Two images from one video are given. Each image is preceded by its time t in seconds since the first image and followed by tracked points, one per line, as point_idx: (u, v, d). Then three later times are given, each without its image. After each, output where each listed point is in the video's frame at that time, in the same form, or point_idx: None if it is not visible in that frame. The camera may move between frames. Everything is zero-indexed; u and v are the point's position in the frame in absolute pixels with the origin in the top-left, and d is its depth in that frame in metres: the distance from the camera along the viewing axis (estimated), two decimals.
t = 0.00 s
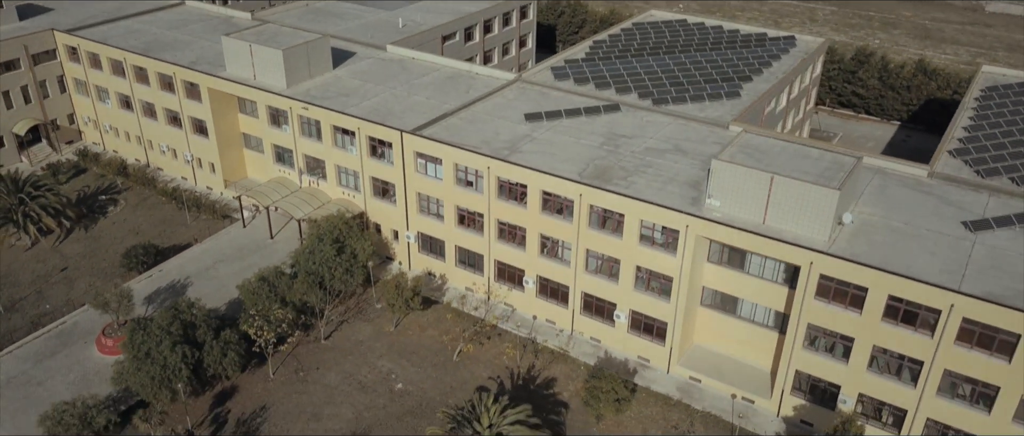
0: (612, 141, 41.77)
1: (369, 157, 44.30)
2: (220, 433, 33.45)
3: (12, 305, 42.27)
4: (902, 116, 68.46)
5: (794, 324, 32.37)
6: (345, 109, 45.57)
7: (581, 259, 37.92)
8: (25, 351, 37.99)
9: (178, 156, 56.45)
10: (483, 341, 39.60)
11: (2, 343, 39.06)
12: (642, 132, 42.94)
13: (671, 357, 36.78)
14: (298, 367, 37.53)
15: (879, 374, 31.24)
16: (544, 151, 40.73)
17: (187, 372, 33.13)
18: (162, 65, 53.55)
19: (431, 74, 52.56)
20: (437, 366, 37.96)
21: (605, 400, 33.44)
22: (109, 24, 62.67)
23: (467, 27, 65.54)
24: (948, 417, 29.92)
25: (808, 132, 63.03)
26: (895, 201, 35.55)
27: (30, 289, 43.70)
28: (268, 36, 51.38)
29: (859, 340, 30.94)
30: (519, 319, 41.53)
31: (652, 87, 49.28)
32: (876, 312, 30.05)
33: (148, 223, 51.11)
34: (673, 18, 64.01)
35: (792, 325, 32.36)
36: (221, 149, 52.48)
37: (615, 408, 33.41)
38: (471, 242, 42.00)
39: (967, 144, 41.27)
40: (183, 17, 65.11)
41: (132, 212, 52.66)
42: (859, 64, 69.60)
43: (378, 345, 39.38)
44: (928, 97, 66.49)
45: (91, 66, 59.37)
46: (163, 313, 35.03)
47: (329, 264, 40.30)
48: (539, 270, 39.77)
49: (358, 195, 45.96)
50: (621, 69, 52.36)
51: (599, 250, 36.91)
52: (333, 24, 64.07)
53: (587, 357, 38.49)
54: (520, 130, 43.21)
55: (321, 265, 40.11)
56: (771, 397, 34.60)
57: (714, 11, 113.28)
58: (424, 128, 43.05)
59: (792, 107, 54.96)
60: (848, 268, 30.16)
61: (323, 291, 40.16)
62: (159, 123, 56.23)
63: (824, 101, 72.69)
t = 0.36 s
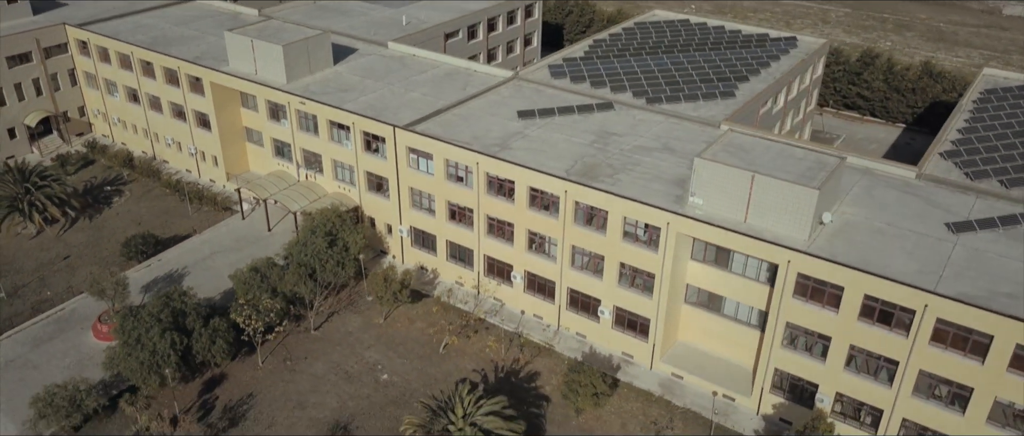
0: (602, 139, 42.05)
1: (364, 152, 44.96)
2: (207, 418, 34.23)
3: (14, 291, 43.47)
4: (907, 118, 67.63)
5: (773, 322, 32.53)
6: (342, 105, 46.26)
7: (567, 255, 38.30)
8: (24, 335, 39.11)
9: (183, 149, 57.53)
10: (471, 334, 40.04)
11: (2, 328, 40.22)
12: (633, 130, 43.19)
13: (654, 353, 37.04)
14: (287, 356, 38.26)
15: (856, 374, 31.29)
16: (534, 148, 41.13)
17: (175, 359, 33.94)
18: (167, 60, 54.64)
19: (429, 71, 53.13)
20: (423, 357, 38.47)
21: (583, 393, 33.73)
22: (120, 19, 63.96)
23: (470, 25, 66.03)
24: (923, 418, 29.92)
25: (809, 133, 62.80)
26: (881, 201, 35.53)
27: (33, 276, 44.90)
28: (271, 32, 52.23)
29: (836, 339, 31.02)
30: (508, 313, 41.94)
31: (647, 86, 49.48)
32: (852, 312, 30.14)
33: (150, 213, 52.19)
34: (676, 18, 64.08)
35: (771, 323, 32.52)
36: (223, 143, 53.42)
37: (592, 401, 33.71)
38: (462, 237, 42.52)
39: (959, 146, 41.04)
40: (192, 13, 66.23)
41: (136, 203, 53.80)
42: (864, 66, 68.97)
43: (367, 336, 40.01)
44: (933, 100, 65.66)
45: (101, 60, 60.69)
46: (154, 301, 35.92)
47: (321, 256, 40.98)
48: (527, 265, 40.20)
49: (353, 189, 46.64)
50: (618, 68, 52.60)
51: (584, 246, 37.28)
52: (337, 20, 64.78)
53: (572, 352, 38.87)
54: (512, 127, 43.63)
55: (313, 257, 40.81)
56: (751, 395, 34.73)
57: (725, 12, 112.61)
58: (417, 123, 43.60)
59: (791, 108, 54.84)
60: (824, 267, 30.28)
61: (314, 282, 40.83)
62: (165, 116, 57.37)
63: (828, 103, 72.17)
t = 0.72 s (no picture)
0: (593, 137, 42.41)
1: (359, 147, 45.69)
2: (196, 404, 35.05)
3: (18, 278, 44.76)
4: (912, 122, 66.79)
5: (752, 320, 32.72)
6: (339, 100, 47.03)
7: (553, 251, 38.73)
8: (24, 320, 40.30)
9: (188, 142, 58.66)
10: (459, 328, 40.54)
11: (5, 312, 41.46)
12: (624, 128, 43.45)
13: (637, 349, 37.33)
14: (277, 346, 39.05)
15: (833, 373, 31.38)
16: (524, 145, 41.58)
17: (165, 345, 34.91)
18: (173, 55, 55.84)
19: (428, 68, 53.70)
20: (410, 350, 39.00)
21: (564, 386, 34.03)
22: (131, 14, 65.31)
23: (474, 23, 66.55)
24: (899, 418, 29.93)
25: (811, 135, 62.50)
26: (866, 202, 35.52)
27: (37, 263, 46.16)
28: (273, 28, 53.15)
29: (812, 338, 31.15)
30: (497, 308, 42.40)
31: (642, 85, 49.69)
32: (828, 311, 30.26)
33: (154, 205, 53.31)
34: (679, 18, 64.16)
35: (750, 320, 32.72)
36: (226, 136, 54.40)
37: (571, 395, 34.00)
38: (453, 232, 43.08)
39: (951, 149, 40.81)
40: (202, 9, 67.39)
41: (140, 195, 54.98)
42: (870, 68, 68.32)
43: (357, 328, 40.68)
44: (938, 103, 64.88)
45: (111, 54, 62.09)
46: (148, 289, 36.93)
47: (314, 248, 41.73)
48: (515, 260, 40.66)
49: (349, 183, 47.37)
50: (616, 68, 52.85)
51: (570, 242, 37.70)
52: (343, 17, 65.54)
53: (558, 347, 39.29)
54: (505, 124, 44.09)
55: (306, 249, 41.59)
56: (731, 393, 34.86)
57: (737, 13, 111.84)
58: (411, 119, 44.21)
59: (790, 109, 54.71)
60: (800, 266, 30.44)
61: (306, 274, 41.59)
62: (171, 110, 58.59)
63: (832, 105, 71.48)
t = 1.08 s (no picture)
0: (583, 135, 42.81)
1: (355, 141, 46.45)
2: (186, 389, 35.96)
3: (23, 264, 46.04)
4: (916, 125, 66.33)
5: (731, 317, 32.95)
6: (337, 96, 47.81)
7: (539, 246, 39.20)
8: (25, 305, 41.52)
9: (193, 135, 59.81)
10: (448, 320, 41.11)
11: (8, 297, 42.71)
12: (615, 127, 43.79)
13: (620, 345, 37.70)
14: (268, 335, 39.88)
15: (808, 371, 31.50)
16: (515, 141, 42.07)
17: (157, 332, 35.90)
18: (179, 50, 57.01)
19: (427, 65, 54.31)
20: (398, 341, 39.64)
21: (543, 378, 34.51)
22: (142, 10, 66.65)
23: (477, 22, 67.06)
24: (873, 417, 30.04)
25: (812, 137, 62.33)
26: (849, 203, 35.62)
27: (41, 250, 47.43)
28: (276, 24, 54.08)
29: (788, 336, 31.31)
30: (486, 302, 42.91)
31: (637, 84, 49.97)
32: (803, 308, 30.41)
33: (157, 197, 54.47)
34: (681, 18, 64.28)
35: (728, 317, 32.96)
36: (229, 130, 55.42)
37: (551, 388, 34.49)
38: (444, 227, 43.67)
39: (942, 150, 40.64)
40: (211, 5, 68.58)
41: (145, 186, 56.19)
42: (875, 70, 67.92)
43: (347, 319, 41.40)
44: (942, 106, 64.41)
45: (121, 49, 63.46)
46: (142, 277, 37.96)
47: (307, 240, 42.55)
48: (503, 255, 41.17)
49: (345, 177, 48.11)
50: (613, 67, 53.16)
51: (555, 237, 38.18)
52: (348, 14, 66.34)
53: (543, 341, 39.75)
54: (498, 121, 44.61)
55: (299, 241, 42.42)
56: (711, 389, 35.10)
57: (749, 14, 111.16)
58: (405, 115, 44.87)
59: (788, 110, 54.67)
60: (777, 264, 30.62)
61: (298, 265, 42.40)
62: (178, 103, 59.81)
63: (837, 108, 70.89)
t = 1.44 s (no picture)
0: (575, 132, 43.19)
1: (352, 136, 47.23)
2: (177, 375, 36.88)
3: (29, 252, 47.30)
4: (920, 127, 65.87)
5: (710, 314, 33.18)
6: (335, 91, 48.64)
7: (527, 242, 39.69)
8: (28, 291, 42.72)
9: (199, 129, 60.96)
10: (438, 314, 41.71)
11: (12, 284, 44.00)
12: (607, 125, 44.09)
13: (604, 340, 38.09)
14: (261, 324, 40.72)
15: (785, 368, 31.67)
16: (506, 138, 42.54)
17: (150, 319, 36.89)
18: (185, 45, 58.15)
19: (427, 62, 54.92)
20: (387, 333, 40.29)
21: (524, 371, 35.00)
22: (153, 6, 67.93)
23: (481, 20, 67.57)
24: (847, 415, 30.17)
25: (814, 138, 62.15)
26: (834, 203, 35.69)
27: (47, 239, 48.67)
28: (280, 20, 54.98)
29: (765, 333, 31.50)
30: (476, 297, 43.45)
31: (633, 83, 50.24)
32: (779, 306, 30.59)
33: (162, 189, 55.64)
34: (683, 18, 64.37)
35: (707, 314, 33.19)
36: (233, 124, 56.45)
37: (531, 381, 34.96)
38: (436, 221, 44.28)
39: (933, 152, 40.47)
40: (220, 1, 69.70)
41: (151, 178, 57.40)
42: (880, 72, 67.51)
43: (339, 310, 42.12)
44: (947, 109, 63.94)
45: (131, 44, 64.79)
46: (138, 266, 38.99)
47: (301, 232, 43.38)
48: (493, 250, 41.68)
49: (342, 172, 48.87)
50: (610, 66, 53.46)
51: (542, 233, 38.66)
52: (353, 11, 67.13)
53: (530, 336, 40.25)
54: (491, 118, 45.10)
55: (294, 233, 43.26)
56: (691, 385, 35.35)
57: (760, 16, 110.47)
58: (400, 111, 45.52)
59: (786, 110, 54.63)
60: (754, 262, 30.81)
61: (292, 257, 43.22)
62: (185, 97, 61.02)
63: (842, 110, 70.35)
